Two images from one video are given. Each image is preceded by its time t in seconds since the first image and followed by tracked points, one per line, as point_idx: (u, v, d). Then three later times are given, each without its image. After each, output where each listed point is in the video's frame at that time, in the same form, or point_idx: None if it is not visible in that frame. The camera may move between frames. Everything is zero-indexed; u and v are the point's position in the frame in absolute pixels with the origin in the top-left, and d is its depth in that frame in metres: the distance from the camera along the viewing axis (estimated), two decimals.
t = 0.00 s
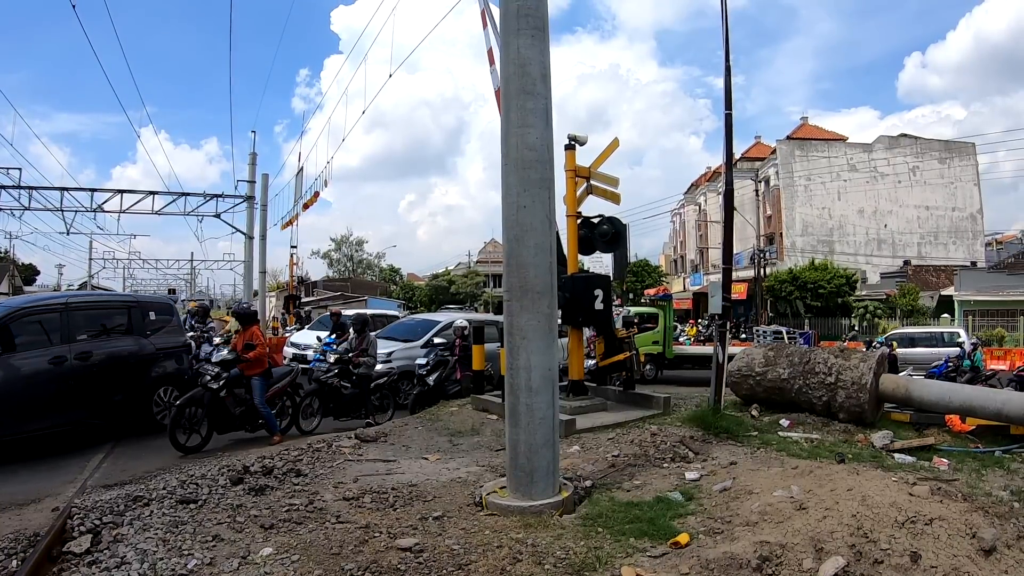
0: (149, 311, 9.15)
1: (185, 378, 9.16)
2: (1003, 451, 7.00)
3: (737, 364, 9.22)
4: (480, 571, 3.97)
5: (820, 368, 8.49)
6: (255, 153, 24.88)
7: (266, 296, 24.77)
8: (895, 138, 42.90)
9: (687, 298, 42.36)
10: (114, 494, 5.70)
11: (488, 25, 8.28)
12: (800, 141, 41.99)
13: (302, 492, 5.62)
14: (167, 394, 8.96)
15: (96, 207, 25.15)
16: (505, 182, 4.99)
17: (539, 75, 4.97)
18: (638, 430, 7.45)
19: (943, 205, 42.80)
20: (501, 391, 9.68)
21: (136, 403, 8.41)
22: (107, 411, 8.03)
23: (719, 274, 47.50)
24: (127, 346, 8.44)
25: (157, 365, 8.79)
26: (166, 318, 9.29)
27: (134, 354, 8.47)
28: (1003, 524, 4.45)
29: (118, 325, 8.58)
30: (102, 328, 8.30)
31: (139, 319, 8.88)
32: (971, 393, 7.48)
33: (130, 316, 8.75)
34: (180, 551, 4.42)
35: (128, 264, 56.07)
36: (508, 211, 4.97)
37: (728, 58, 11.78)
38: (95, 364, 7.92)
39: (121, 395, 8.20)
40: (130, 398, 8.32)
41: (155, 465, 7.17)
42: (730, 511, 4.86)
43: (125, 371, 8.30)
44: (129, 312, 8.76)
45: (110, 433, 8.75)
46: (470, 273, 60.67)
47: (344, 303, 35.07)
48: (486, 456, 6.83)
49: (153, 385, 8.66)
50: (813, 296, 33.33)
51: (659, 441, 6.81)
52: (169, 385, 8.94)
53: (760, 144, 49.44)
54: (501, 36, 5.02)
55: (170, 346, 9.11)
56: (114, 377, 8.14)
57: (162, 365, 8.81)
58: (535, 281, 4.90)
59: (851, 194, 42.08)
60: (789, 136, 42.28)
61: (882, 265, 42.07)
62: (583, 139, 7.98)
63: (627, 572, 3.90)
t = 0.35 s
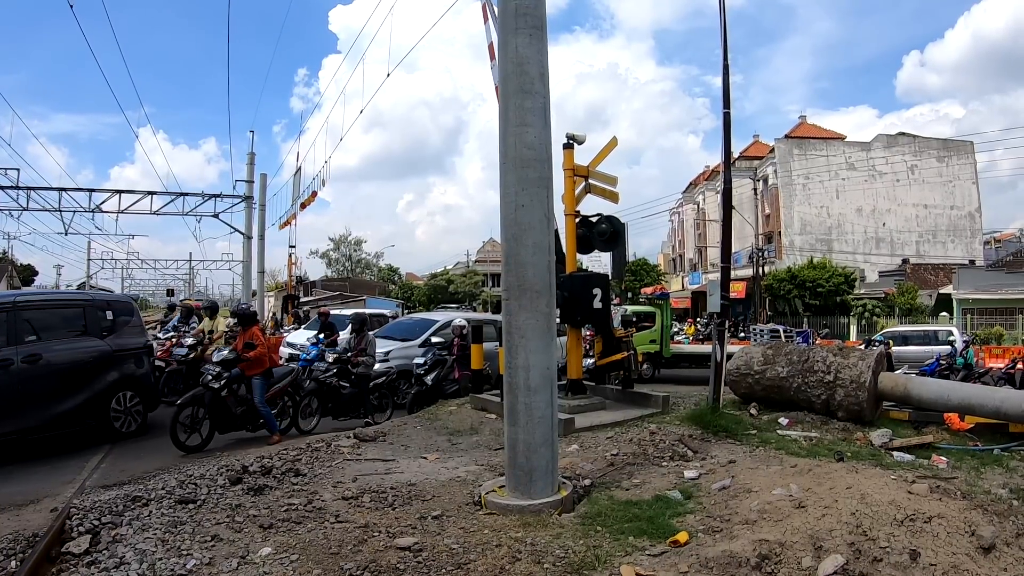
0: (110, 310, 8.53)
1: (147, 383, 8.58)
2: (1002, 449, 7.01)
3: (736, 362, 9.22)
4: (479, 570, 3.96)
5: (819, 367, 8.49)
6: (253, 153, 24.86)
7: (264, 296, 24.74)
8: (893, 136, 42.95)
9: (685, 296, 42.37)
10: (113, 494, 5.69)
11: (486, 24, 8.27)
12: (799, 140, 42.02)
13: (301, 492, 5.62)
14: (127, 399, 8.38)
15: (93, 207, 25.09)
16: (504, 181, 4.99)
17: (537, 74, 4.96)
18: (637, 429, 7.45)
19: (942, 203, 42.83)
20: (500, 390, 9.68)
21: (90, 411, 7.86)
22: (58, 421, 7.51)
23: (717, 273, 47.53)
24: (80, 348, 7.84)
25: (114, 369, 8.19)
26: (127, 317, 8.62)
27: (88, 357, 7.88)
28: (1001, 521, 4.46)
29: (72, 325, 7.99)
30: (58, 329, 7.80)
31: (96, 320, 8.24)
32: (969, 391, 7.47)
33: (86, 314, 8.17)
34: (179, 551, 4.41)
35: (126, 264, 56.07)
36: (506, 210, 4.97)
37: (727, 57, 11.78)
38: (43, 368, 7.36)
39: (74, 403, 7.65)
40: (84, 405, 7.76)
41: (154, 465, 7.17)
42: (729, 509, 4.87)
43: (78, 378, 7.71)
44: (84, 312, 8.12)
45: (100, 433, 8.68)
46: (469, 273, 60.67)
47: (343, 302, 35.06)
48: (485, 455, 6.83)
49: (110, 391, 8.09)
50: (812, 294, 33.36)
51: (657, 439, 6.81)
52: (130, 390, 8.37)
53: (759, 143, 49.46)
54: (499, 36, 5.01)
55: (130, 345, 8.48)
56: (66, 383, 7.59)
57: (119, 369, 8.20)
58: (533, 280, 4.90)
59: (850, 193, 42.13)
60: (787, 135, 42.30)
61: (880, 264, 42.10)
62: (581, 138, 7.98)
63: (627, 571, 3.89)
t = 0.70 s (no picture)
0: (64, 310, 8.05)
1: (105, 390, 8.05)
2: (1001, 446, 7.04)
3: (734, 360, 9.21)
4: (478, 568, 3.96)
5: (817, 364, 8.48)
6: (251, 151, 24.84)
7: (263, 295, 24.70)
8: (892, 134, 42.98)
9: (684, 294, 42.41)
10: (112, 493, 5.68)
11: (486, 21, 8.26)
12: (797, 138, 42.04)
13: (299, 490, 5.62)
14: (82, 408, 7.86)
15: (92, 206, 25.08)
16: (502, 178, 4.99)
17: (535, 71, 4.96)
18: (636, 427, 7.45)
19: (940, 201, 42.85)
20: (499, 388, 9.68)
21: (41, 420, 7.35)
22: (10, 430, 7.04)
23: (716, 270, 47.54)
24: (30, 351, 7.34)
25: (64, 375, 7.66)
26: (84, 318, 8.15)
27: (37, 363, 7.35)
28: (1000, 518, 4.47)
29: (24, 326, 7.51)
30: (15, 331, 7.39)
31: (50, 320, 7.78)
32: (968, 388, 7.49)
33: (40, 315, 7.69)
34: (178, 550, 4.41)
35: (124, 262, 56.02)
36: (505, 208, 4.96)
37: (725, 54, 11.77)
38: None
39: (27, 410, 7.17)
40: (33, 415, 7.26)
41: (154, 464, 7.16)
42: (728, 506, 4.87)
43: (31, 383, 7.24)
44: (36, 312, 7.65)
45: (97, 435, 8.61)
46: (467, 271, 60.65)
47: (341, 300, 35.06)
48: (483, 453, 6.83)
49: (66, 397, 7.61)
50: (811, 292, 33.39)
51: (656, 437, 6.81)
52: (85, 397, 7.84)
53: (757, 141, 49.43)
54: (497, 33, 5.01)
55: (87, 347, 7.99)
56: (14, 391, 7.08)
57: (70, 376, 7.65)
58: (531, 278, 4.90)
59: (848, 190, 42.16)
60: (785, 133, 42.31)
61: (878, 261, 42.12)
62: (579, 135, 7.98)
63: (626, 569, 3.89)
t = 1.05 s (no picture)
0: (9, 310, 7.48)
1: (51, 397, 7.43)
2: (1000, 445, 7.06)
3: (734, 359, 9.21)
4: (477, 566, 3.96)
5: (816, 363, 8.49)
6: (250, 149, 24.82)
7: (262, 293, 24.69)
8: (890, 133, 43.01)
9: (682, 293, 42.44)
10: (111, 492, 5.68)
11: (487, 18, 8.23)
12: (796, 137, 42.07)
13: (299, 489, 5.62)
14: (31, 415, 7.31)
15: (91, 204, 25.06)
16: (501, 177, 4.98)
17: (534, 70, 4.96)
18: (635, 426, 7.45)
19: (939, 199, 42.88)
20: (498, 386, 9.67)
21: None
22: None
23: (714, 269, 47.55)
24: None
25: (12, 380, 7.13)
26: (30, 317, 7.60)
27: None
28: (999, 517, 4.48)
29: None
30: None
31: None
32: (967, 388, 7.51)
33: None
34: (178, 549, 4.41)
35: (123, 261, 55.98)
36: (504, 207, 4.96)
37: (724, 53, 11.77)
38: None
39: None
40: None
41: (154, 463, 7.15)
42: (727, 505, 4.87)
43: None
44: None
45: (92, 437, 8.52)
46: (466, 269, 60.65)
47: (340, 299, 35.06)
48: (483, 451, 6.83)
49: (11, 405, 7.08)
50: (809, 291, 33.41)
51: (655, 435, 6.81)
52: (32, 403, 7.29)
53: (756, 139, 49.42)
54: (496, 32, 5.01)
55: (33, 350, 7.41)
56: None
57: (14, 383, 7.11)
58: (530, 277, 4.90)
59: (847, 189, 42.18)
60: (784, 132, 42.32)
61: (877, 260, 42.14)
62: (578, 134, 7.98)
63: (625, 568, 3.90)
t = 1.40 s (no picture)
0: None
1: None
2: (995, 445, 7.09)
3: (731, 359, 9.21)
4: (473, 566, 3.97)
5: (813, 363, 8.51)
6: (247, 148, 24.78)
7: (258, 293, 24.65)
8: (887, 133, 43.10)
9: (679, 293, 42.49)
10: (108, 492, 5.68)
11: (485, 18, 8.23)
12: (793, 137, 42.14)
13: (295, 488, 5.62)
14: None
15: (87, 204, 25.01)
16: (498, 177, 4.99)
17: (531, 70, 4.96)
18: (631, 425, 7.45)
19: (936, 200, 42.99)
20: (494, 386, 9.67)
21: None
22: None
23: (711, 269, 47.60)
24: None
25: None
26: None
27: None
28: (994, 517, 4.50)
29: None
30: None
31: None
32: (962, 388, 7.54)
33: None
34: (174, 549, 4.41)
35: (119, 260, 55.86)
36: (500, 207, 4.96)
37: (721, 54, 11.78)
38: None
39: None
40: None
41: (149, 463, 7.13)
42: (723, 505, 4.88)
43: None
44: None
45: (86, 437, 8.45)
46: (463, 269, 60.63)
47: (337, 299, 35.02)
48: (479, 451, 6.83)
49: None
50: (806, 291, 33.46)
51: (652, 435, 6.82)
52: None
53: (753, 139, 49.48)
54: (492, 32, 5.02)
55: None
56: None
57: None
58: (526, 277, 4.90)
59: (844, 189, 42.26)
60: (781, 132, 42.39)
61: (874, 260, 42.22)
62: (575, 134, 7.98)
63: (621, 567, 3.91)
